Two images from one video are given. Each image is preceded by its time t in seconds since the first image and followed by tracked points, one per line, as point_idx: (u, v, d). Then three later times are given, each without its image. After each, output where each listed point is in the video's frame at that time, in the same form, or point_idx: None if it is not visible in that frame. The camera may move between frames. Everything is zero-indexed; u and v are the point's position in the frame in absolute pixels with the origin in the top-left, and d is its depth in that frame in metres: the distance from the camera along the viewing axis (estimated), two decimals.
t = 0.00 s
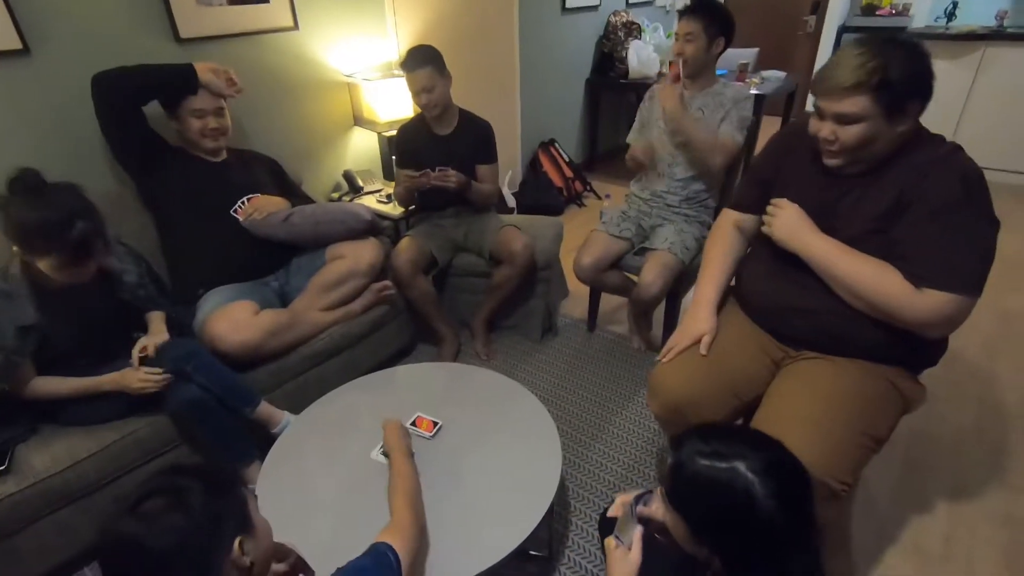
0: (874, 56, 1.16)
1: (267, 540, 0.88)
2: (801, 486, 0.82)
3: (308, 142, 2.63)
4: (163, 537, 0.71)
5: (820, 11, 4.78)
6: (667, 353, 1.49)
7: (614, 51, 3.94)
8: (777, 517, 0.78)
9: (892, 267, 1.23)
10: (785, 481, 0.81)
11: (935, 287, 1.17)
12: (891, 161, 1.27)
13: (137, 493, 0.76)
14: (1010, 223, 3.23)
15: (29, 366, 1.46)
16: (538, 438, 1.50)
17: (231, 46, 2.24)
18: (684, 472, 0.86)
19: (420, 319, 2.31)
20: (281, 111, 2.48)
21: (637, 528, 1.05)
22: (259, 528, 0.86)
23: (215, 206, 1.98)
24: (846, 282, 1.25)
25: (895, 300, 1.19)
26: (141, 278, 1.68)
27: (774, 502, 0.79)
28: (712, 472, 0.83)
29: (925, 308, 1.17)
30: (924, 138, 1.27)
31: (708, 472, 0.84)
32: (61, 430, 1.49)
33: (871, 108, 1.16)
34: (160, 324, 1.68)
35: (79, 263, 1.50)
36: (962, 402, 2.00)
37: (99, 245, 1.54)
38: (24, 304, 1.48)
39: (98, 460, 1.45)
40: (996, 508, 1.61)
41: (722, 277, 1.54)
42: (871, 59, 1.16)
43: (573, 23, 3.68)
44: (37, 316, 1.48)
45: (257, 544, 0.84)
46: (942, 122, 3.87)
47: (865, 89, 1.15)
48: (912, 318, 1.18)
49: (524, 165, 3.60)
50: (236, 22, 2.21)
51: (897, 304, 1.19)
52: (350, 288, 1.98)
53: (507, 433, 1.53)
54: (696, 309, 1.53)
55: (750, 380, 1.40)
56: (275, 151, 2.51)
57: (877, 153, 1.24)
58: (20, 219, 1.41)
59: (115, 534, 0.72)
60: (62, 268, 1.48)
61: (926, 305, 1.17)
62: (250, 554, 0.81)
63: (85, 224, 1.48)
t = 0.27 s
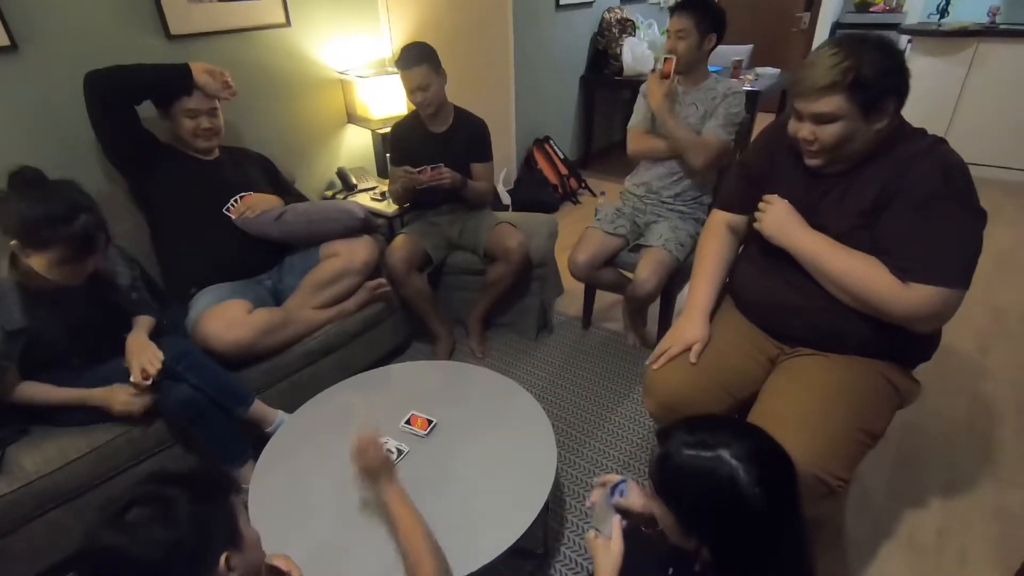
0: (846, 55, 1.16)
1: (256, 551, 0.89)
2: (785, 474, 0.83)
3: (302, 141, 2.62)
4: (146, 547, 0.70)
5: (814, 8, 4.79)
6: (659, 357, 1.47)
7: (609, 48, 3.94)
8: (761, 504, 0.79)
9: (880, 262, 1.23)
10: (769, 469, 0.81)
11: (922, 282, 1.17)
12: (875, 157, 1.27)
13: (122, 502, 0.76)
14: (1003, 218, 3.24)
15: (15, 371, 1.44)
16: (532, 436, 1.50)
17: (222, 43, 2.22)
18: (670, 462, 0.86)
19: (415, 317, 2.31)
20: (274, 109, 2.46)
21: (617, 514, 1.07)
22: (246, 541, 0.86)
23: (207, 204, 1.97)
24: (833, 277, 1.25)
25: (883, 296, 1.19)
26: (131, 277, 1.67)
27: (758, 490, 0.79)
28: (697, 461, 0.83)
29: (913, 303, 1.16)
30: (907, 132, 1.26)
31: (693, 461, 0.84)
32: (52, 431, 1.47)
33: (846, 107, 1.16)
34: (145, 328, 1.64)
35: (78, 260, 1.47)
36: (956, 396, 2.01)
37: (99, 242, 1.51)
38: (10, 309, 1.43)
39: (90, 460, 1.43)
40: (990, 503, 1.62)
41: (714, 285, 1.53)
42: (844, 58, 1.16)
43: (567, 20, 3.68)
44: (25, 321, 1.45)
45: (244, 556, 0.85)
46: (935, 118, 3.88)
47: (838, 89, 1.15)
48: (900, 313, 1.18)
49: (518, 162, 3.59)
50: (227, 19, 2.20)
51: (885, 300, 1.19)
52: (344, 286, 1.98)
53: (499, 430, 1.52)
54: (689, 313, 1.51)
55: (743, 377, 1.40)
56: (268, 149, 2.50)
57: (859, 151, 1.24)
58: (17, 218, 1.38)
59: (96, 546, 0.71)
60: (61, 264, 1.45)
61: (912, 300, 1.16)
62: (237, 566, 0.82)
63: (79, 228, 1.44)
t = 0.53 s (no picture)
0: (837, 57, 1.16)
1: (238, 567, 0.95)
2: (792, 474, 0.82)
3: (300, 138, 2.61)
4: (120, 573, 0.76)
5: (812, 6, 4.79)
6: (655, 357, 1.46)
7: (607, 45, 3.93)
8: (770, 506, 0.78)
9: (877, 261, 1.23)
10: (775, 469, 0.81)
11: (919, 281, 1.17)
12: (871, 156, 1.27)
13: (102, 531, 0.83)
14: (1001, 216, 3.25)
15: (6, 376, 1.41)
16: (531, 434, 1.50)
17: (219, 40, 2.21)
18: (676, 466, 0.85)
19: (413, 314, 2.31)
20: (271, 106, 2.45)
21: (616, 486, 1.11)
22: (229, 555, 0.92)
23: (204, 202, 1.96)
24: (831, 276, 1.25)
25: (880, 295, 1.19)
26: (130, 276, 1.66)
27: (766, 491, 0.78)
28: (703, 465, 0.82)
29: (911, 303, 1.16)
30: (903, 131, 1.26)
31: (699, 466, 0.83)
32: (48, 430, 1.47)
33: (838, 108, 1.15)
34: (143, 328, 1.61)
35: (86, 257, 1.46)
36: (953, 394, 2.01)
37: (107, 239, 1.49)
38: (6, 305, 1.44)
39: (85, 459, 1.43)
40: (987, 500, 1.62)
41: (712, 285, 1.53)
42: (834, 59, 1.15)
43: (566, 17, 3.67)
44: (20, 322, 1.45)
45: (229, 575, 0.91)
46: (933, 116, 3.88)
47: (829, 91, 1.15)
48: (897, 313, 1.18)
49: (517, 160, 3.59)
50: (224, 16, 2.18)
51: (881, 298, 1.19)
52: (342, 284, 1.97)
53: (497, 429, 1.52)
54: (685, 313, 1.51)
55: (741, 376, 1.40)
56: (266, 147, 2.49)
57: (855, 150, 1.23)
58: (25, 217, 1.37)
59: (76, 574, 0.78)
60: (66, 260, 1.43)
61: (910, 299, 1.16)
62: None
63: (85, 225, 1.42)
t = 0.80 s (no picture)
0: (833, 59, 1.16)
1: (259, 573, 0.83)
2: (779, 474, 0.83)
3: (297, 136, 2.60)
4: None
5: (811, 5, 4.79)
6: (653, 355, 1.46)
7: (606, 44, 3.93)
8: (758, 506, 0.78)
9: (877, 261, 1.23)
10: (763, 470, 0.81)
11: (919, 281, 1.17)
12: (869, 156, 1.27)
13: (113, 531, 0.68)
14: (998, 216, 3.25)
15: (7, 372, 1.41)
16: (529, 432, 1.50)
17: (217, 37, 2.20)
18: (664, 466, 0.86)
19: (411, 313, 2.30)
20: (269, 104, 2.45)
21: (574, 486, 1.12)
22: (254, 565, 0.79)
23: (202, 200, 1.96)
24: (831, 275, 1.25)
25: (878, 294, 1.19)
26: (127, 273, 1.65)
27: (755, 491, 0.79)
28: (692, 465, 0.83)
29: (910, 302, 1.16)
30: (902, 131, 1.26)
31: (689, 466, 0.83)
32: (44, 429, 1.46)
33: (836, 109, 1.15)
34: (148, 315, 1.62)
35: (88, 251, 1.44)
36: (951, 393, 2.01)
37: (108, 233, 1.47)
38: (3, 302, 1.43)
39: (82, 458, 1.42)
40: (984, 499, 1.62)
41: (710, 284, 1.53)
42: (831, 62, 1.15)
43: (565, 16, 3.66)
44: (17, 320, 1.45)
45: None
46: (931, 116, 3.88)
47: (826, 94, 1.15)
48: (896, 312, 1.18)
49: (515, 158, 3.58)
50: (222, 13, 2.18)
51: (882, 297, 1.19)
52: (340, 282, 1.97)
53: (496, 428, 1.52)
54: (683, 312, 1.51)
55: (740, 375, 1.40)
56: (263, 145, 2.49)
57: (854, 151, 1.23)
58: (24, 213, 1.36)
59: None
60: (67, 255, 1.42)
61: (910, 299, 1.16)
62: None
63: (85, 220, 1.41)
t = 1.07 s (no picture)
0: (840, 62, 1.16)
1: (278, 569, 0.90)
2: (756, 469, 0.87)
3: (302, 134, 2.61)
4: (174, 560, 0.71)
5: (816, 8, 4.79)
6: (657, 356, 1.46)
7: (611, 45, 3.93)
8: (735, 495, 0.82)
9: (883, 264, 1.24)
10: (740, 464, 0.86)
11: (925, 285, 1.17)
12: (876, 159, 1.27)
13: (161, 505, 0.78)
14: (1002, 220, 3.24)
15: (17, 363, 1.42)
16: (533, 431, 1.50)
17: (223, 34, 2.21)
18: (646, 457, 0.90)
19: (415, 312, 2.31)
20: (275, 102, 2.45)
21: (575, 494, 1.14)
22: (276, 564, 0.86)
23: (208, 197, 1.96)
24: (837, 278, 1.25)
25: (884, 298, 1.19)
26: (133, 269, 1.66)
27: (732, 482, 0.83)
28: (673, 456, 0.87)
29: (916, 306, 1.17)
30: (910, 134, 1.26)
31: (669, 456, 0.88)
32: (50, 423, 1.47)
33: (843, 111, 1.15)
34: (149, 303, 1.60)
35: (104, 241, 1.45)
36: (954, 397, 2.01)
37: (125, 223, 1.49)
38: (12, 295, 1.43)
39: (86, 453, 1.43)
40: (988, 503, 1.62)
41: (715, 286, 1.53)
42: (838, 66, 1.16)
43: (570, 17, 3.67)
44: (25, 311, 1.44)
45: None
46: (936, 118, 3.88)
47: (833, 97, 1.15)
48: (902, 315, 1.18)
49: (519, 158, 3.59)
50: (229, 11, 2.18)
51: (888, 300, 1.19)
52: (344, 280, 1.98)
53: (500, 427, 1.52)
54: (687, 314, 1.51)
55: (744, 376, 1.40)
56: (268, 142, 2.49)
57: (860, 154, 1.24)
58: (42, 202, 1.37)
59: (134, 546, 0.73)
60: (84, 245, 1.42)
61: (917, 303, 1.17)
62: None
63: (104, 208, 1.42)
